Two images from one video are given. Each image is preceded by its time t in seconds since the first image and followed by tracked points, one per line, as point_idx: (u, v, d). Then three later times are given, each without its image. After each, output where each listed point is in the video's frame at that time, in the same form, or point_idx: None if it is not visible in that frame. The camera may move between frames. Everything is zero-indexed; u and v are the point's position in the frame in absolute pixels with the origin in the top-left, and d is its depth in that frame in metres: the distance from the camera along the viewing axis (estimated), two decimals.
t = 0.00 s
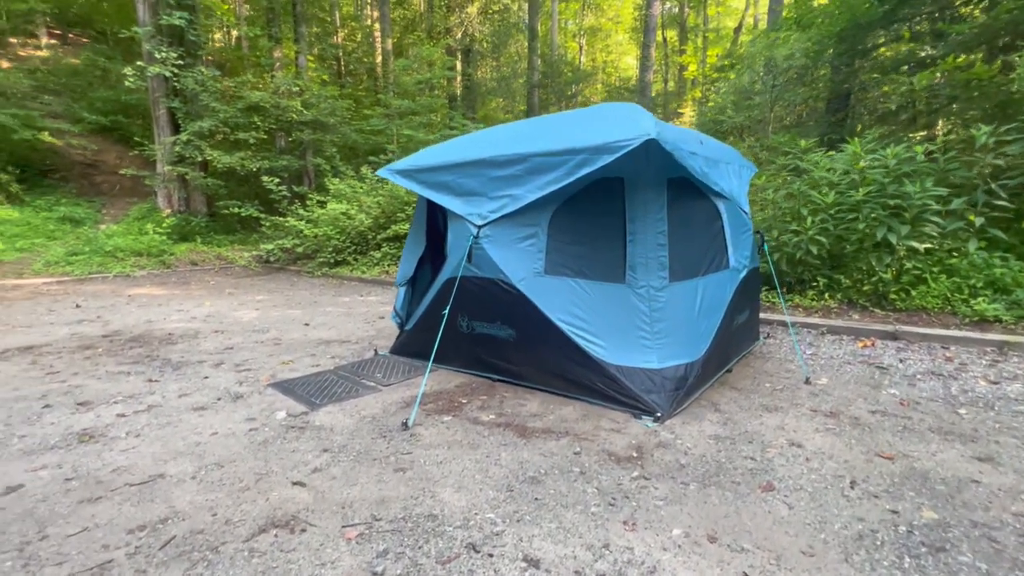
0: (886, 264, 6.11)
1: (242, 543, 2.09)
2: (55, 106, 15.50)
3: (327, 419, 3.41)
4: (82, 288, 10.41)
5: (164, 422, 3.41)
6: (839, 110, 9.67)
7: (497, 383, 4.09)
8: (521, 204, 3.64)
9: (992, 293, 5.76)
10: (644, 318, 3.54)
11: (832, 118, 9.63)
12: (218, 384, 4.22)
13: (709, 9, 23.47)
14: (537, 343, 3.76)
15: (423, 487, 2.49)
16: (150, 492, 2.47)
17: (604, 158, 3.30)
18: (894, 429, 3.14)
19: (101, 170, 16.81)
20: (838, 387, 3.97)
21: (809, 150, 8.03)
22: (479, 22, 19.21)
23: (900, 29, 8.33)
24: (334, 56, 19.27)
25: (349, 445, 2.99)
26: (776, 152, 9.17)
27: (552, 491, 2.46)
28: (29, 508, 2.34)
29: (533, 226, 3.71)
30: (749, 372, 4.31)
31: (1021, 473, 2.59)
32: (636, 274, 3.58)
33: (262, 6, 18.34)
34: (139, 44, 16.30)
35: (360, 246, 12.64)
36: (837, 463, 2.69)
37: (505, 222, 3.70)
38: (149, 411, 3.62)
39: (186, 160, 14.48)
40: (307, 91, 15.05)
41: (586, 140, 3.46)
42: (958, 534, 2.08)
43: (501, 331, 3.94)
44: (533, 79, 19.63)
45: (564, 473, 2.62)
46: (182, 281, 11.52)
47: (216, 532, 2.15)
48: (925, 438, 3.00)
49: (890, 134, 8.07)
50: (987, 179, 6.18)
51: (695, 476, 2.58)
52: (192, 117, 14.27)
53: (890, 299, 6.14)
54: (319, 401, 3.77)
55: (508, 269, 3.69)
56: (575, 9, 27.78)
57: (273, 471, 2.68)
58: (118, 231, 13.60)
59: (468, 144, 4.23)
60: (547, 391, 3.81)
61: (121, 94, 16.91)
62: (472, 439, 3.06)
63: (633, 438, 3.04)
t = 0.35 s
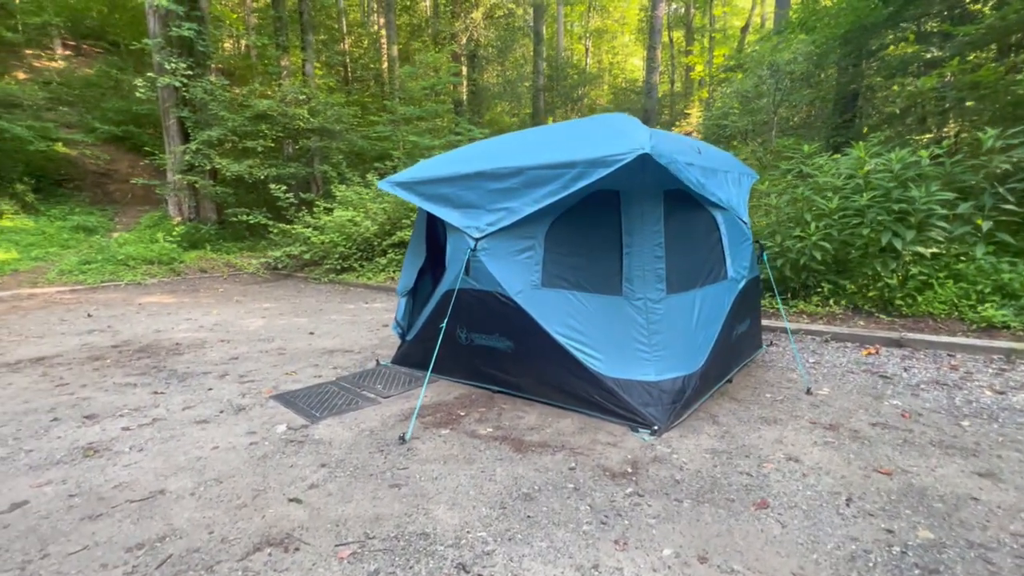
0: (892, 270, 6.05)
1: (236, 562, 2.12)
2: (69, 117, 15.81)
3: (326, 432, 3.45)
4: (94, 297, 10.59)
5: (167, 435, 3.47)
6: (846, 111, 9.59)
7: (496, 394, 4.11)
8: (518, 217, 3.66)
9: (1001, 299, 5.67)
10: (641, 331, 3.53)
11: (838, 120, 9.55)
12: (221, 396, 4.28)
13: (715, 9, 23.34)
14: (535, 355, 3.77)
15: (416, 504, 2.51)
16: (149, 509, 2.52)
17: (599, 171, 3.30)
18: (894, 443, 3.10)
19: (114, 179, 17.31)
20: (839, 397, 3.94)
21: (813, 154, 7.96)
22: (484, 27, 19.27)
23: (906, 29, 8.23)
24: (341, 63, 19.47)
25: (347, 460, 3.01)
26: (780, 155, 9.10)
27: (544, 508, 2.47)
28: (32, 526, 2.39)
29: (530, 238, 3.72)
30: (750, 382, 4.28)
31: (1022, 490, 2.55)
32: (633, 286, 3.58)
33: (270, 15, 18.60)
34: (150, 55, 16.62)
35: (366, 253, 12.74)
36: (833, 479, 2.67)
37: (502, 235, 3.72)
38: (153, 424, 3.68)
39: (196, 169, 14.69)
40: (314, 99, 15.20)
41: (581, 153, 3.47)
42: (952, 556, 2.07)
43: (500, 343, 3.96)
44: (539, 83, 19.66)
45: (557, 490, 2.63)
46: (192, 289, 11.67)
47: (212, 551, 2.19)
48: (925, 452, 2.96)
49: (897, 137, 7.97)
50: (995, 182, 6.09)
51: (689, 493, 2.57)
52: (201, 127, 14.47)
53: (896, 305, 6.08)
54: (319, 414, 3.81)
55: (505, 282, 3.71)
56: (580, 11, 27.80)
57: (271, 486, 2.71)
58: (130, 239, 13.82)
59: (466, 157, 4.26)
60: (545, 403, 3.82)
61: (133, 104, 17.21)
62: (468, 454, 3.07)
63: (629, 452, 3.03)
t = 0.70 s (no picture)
0: (903, 268, 5.91)
1: None
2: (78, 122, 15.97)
3: (325, 441, 3.41)
4: (103, 301, 10.70)
5: (167, 444, 3.45)
6: (856, 106, 9.42)
7: (498, 400, 4.06)
8: (517, 220, 3.60)
9: (1017, 297, 5.51)
10: (644, 336, 3.46)
11: (848, 114, 9.39)
12: (223, 403, 4.27)
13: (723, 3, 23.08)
14: (536, 361, 3.72)
15: (412, 517, 2.47)
16: (144, 522, 2.50)
17: (599, 174, 3.21)
18: (907, 450, 3.00)
19: (124, 183, 17.46)
20: (849, 402, 3.84)
21: (821, 151, 7.82)
22: (488, 26, 19.08)
23: (917, 22, 8.05)
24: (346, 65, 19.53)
25: (344, 470, 2.98)
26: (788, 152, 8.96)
27: (542, 521, 2.41)
28: (26, 539, 2.38)
29: (530, 242, 3.66)
30: (757, 386, 4.19)
31: None
32: (634, 289, 3.50)
33: (276, 18, 18.71)
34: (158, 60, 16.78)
35: (371, 254, 12.75)
36: (842, 490, 2.58)
37: (501, 239, 3.66)
38: (153, 433, 3.66)
39: (203, 172, 14.77)
40: (319, 101, 15.23)
41: (580, 155, 3.39)
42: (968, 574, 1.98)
43: (500, 348, 3.91)
44: (544, 81, 19.60)
45: (556, 501, 2.57)
46: (200, 292, 11.76)
47: (204, 567, 2.16)
48: (939, 461, 2.86)
49: (907, 132, 7.81)
50: (1010, 177, 5.92)
51: (692, 505, 2.50)
52: (208, 130, 14.54)
53: (908, 304, 5.94)
54: (319, 421, 3.78)
55: (504, 286, 3.66)
56: (586, 8, 27.79)
57: (267, 498, 2.68)
58: (139, 242, 13.94)
59: (466, 160, 4.20)
60: (546, 409, 3.76)
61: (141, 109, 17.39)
62: (467, 463, 3.02)
63: (631, 461, 2.97)
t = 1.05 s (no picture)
0: (915, 269, 5.72)
1: None
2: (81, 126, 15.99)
3: (313, 455, 3.29)
4: (105, 306, 10.67)
5: (150, 458, 3.34)
6: (864, 102, 9.19)
7: (494, 410, 3.93)
8: (510, 224, 3.46)
9: None
10: (644, 344, 3.31)
11: (856, 111, 9.17)
12: (212, 413, 4.15)
13: None
14: (532, 370, 3.58)
15: (396, 541, 2.33)
16: (116, 547, 2.38)
17: (595, 175, 3.05)
18: (923, 466, 2.84)
19: (128, 187, 17.50)
20: (859, 412, 3.67)
21: (828, 148, 7.64)
22: (489, 25, 18.91)
23: (927, 14, 7.83)
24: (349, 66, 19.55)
25: (330, 487, 2.85)
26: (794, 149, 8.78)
27: (534, 547, 2.27)
28: None
29: (525, 246, 3.52)
30: (763, 395, 4.02)
31: None
32: (634, 295, 3.35)
33: (278, 20, 18.73)
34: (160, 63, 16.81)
35: (373, 256, 12.67)
36: (854, 511, 2.42)
37: (495, 244, 3.52)
38: (137, 446, 3.55)
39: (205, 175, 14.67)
40: (320, 103, 15.17)
41: (575, 155, 3.24)
42: None
43: (495, 357, 3.78)
44: (547, 81, 19.48)
45: (549, 523, 2.43)
46: (201, 296, 11.71)
47: None
48: (958, 477, 2.69)
49: (918, 128, 7.59)
50: None
51: (693, 528, 2.35)
52: (210, 133, 14.50)
53: (921, 306, 5.76)
54: (308, 433, 3.66)
55: (498, 293, 3.52)
56: (589, 6, 27.69)
57: (246, 519, 2.55)
58: (141, 246, 13.93)
59: (460, 162, 4.06)
60: (544, 420, 3.62)
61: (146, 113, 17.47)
62: (458, 480, 2.89)
63: (630, 478, 2.82)
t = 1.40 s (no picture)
0: (933, 272, 5.52)
1: None
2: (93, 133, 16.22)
3: (304, 470, 3.20)
4: (114, 311, 10.74)
5: (140, 473, 3.27)
6: (878, 99, 8.85)
7: (492, 421, 3.82)
8: (507, 230, 3.35)
9: None
10: (646, 355, 3.17)
11: (868, 108, 8.83)
12: (206, 424, 4.09)
13: None
14: (530, 381, 3.46)
15: (382, 567, 2.23)
16: (94, 570, 2.30)
17: (592, 180, 2.93)
18: (943, 485, 2.67)
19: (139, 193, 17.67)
20: (874, 424, 3.50)
21: (840, 147, 7.44)
22: (495, 27, 18.92)
23: (942, 9, 7.61)
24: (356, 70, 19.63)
25: (319, 506, 2.76)
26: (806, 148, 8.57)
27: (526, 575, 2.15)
28: None
29: (522, 253, 3.40)
30: (773, 406, 3.86)
31: None
32: (635, 304, 3.22)
33: (286, 26, 18.87)
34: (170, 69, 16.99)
35: (379, 260, 12.63)
36: (869, 537, 2.27)
37: (492, 251, 3.41)
38: (129, 459, 3.49)
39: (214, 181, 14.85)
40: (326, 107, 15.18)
41: (572, 160, 3.12)
42: None
43: (493, 367, 3.66)
44: (554, 82, 19.37)
45: (544, 548, 2.31)
46: (208, 300, 11.75)
47: None
48: (981, 499, 2.53)
49: (934, 126, 7.36)
50: None
51: (696, 555, 2.22)
52: (218, 138, 14.56)
53: (938, 310, 5.56)
54: (302, 446, 3.57)
55: (495, 302, 3.41)
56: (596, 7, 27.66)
57: (229, 541, 2.46)
58: (150, 251, 14.04)
59: (457, 166, 3.96)
60: (543, 433, 3.50)
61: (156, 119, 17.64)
62: (451, 498, 2.78)
63: (631, 497, 2.69)
